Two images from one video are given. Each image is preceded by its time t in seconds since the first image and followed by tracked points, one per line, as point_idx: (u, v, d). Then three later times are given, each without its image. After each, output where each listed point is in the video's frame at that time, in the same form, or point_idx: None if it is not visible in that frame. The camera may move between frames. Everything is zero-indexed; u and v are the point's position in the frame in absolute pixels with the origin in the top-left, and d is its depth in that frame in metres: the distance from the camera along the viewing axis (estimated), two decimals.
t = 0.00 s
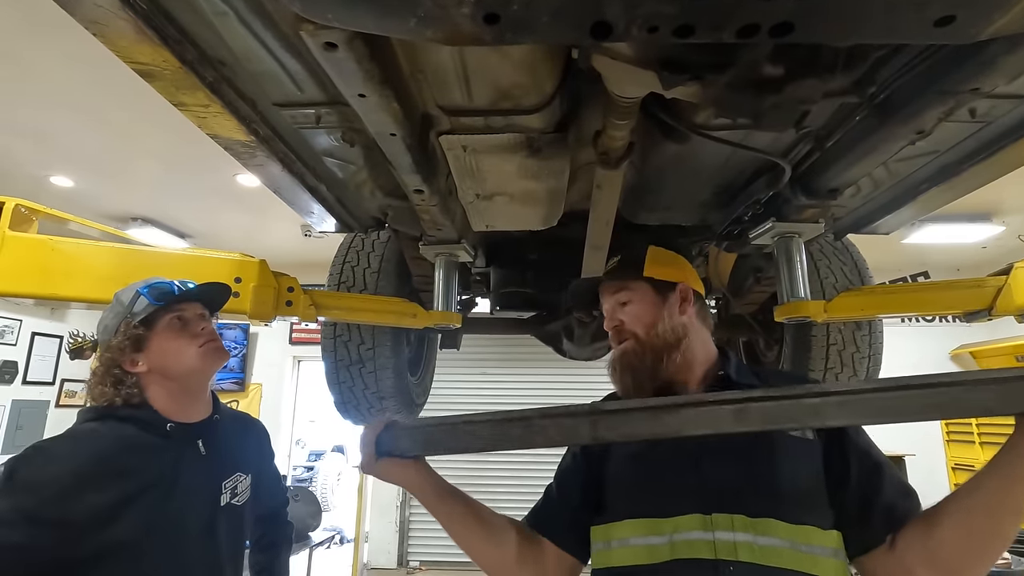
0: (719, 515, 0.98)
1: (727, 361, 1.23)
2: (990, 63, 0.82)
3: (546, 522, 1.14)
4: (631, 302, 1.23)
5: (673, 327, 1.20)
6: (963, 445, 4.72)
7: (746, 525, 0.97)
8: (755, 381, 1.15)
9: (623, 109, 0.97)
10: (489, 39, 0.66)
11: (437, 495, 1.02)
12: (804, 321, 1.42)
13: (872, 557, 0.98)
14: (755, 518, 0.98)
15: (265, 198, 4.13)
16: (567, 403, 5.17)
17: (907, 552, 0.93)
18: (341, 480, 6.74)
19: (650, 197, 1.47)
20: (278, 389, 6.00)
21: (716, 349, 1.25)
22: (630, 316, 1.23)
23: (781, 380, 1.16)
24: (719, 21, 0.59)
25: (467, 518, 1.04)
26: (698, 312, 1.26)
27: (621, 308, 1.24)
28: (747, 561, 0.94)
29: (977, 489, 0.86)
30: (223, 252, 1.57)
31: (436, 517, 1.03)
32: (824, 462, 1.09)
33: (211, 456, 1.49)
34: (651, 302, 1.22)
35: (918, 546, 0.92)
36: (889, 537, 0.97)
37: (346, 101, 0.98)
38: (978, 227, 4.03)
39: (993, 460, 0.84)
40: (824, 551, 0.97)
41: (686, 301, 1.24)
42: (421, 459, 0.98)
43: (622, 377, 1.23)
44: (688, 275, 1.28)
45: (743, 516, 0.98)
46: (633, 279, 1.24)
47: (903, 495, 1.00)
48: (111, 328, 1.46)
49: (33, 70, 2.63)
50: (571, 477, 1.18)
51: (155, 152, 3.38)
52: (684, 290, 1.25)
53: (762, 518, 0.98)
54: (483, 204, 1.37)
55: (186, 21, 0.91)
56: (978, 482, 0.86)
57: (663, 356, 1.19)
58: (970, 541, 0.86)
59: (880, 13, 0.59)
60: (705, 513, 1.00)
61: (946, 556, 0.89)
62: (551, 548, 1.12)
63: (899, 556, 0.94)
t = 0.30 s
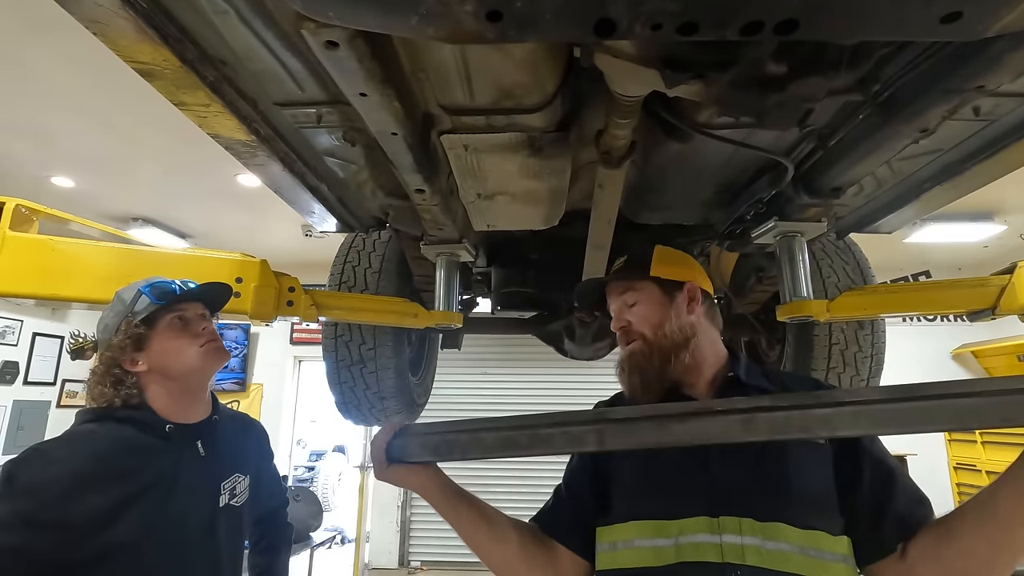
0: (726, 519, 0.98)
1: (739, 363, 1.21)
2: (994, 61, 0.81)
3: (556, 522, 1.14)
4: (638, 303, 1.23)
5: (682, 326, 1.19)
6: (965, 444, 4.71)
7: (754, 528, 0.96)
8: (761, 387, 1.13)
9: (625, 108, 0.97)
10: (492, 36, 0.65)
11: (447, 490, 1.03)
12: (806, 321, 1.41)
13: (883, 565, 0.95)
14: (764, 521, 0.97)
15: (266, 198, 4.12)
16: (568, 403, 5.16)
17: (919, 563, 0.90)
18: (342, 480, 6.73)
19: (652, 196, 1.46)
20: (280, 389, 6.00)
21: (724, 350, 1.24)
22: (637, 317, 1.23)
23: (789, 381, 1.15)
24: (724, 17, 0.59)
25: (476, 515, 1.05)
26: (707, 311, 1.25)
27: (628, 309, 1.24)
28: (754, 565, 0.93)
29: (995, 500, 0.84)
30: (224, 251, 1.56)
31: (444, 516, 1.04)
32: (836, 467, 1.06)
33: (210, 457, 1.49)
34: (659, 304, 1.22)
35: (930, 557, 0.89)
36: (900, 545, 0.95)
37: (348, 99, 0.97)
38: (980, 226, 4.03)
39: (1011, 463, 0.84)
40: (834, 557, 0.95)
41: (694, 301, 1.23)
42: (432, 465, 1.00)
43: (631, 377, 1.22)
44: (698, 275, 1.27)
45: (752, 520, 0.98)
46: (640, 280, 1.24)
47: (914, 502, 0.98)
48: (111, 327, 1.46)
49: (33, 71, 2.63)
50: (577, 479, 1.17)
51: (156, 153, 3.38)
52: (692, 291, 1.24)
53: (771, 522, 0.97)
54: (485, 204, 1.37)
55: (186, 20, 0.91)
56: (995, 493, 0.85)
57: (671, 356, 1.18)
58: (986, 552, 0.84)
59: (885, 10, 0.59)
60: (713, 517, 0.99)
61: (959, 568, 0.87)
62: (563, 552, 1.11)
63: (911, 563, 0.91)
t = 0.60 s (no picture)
0: (730, 520, 0.97)
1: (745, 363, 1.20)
2: (996, 59, 0.81)
3: (560, 522, 1.14)
4: (647, 302, 1.23)
5: (689, 326, 1.19)
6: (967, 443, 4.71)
7: (757, 530, 0.96)
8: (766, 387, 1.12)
9: (625, 108, 0.97)
10: (492, 36, 0.65)
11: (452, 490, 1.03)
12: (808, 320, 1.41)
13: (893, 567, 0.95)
14: (769, 523, 0.97)
15: (266, 199, 4.12)
16: (569, 402, 5.16)
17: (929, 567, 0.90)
18: (342, 480, 6.73)
19: (653, 195, 1.46)
20: (280, 389, 6.00)
21: (733, 352, 1.23)
22: (645, 316, 1.23)
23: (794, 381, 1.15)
24: (724, 16, 0.58)
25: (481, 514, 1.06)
26: (715, 311, 1.25)
27: (637, 307, 1.25)
28: (757, 566, 0.93)
29: (1004, 504, 0.84)
30: (224, 252, 1.56)
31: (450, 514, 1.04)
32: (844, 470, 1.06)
33: (209, 458, 1.49)
34: (667, 303, 1.22)
35: (940, 562, 0.89)
36: (909, 549, 0.94)
37: (347, 99, 0.97)
38: (982, 225, 4.02)
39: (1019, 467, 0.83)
40: (839, 560, 0.94)
41: (703, 301, 1.23)
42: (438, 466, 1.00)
43: (637, 377, 1.22)
44: (708, 273, 1.27)
45: (755, 522, 0.97)
46: (649, 278, 1.24)
47: (928, 507, 0.97)
48: (111, 327, 1.45)
49: (33, 71, 2.63)
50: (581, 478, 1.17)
51: (156, 153, 3.38)
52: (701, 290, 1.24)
53: (776, 523, 0.97)
54: (485, 204, 1.37)
55: (186, 20, 0.90)
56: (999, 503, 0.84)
57: (678, 357, 1.18)
58: (995, 558, 0.84)
59: (886, 8, 0.59)
60: (717, 518, 0.99)
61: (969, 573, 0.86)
62: (567, 550, 1.11)
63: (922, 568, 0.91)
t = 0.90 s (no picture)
0: (731, 518, 0.98)
1: (747, 362, 1.20)
2: (995, 58, 0.81)
3: (562, 518, 1.14)
4: (651, 301, 1.24)
5: (692, 326, 1.19)
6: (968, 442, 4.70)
7: (758, 528, 0.96)
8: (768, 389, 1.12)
9: (625, 108, 0.97)
10: (492, 37, 0.65)
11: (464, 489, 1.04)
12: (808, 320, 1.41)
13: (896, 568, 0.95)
14: (771, 521, 0.97)
15: (267, 199, 4.12)
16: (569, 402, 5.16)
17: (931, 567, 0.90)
18: (343, 480, 6.73)
19: (653, 195, 1.46)
20: (282, 389, 6.00)
21: (736, 350, 1.24)
22: (649, 315, 1.23)
23: (796, 380, 1.15)
24: (724, 16, 0.59)
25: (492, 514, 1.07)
26: (718, 310, 1.25)
27: (640, 307, 1.25)
28: (757, 565, 0.93)
29: (1002, 503, 0.83)
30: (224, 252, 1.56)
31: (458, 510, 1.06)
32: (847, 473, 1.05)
33: (210, 459, 1.49)
34: (671, 303, 1.23)
35: (942, 561, 0.89)
36: (913, 550, 0.94)
37: (348, 100, 0.97)
38: (982, 224, 4.02)
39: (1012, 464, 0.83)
40: (842, 559, 0.94)
41: (706, 300, 1.23)
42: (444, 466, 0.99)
43: (642, 377, 1.21)
44: (710, 273, 1.27)
45: (756, 519, 0.97)
46: (654, 278, 1.24)
47: (933, 505, 0.96)
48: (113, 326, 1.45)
49: (34, 72, 2.63)
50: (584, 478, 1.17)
51: (157, 154, 3.38)
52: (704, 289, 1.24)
53: (778, 522, 0.97)
54: (485, 204, 1.37)
55: (186, 21, 0.91)
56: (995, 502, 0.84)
57: (683, 356, 1.18)
58: (999, 555, 0.84)
59: (885, 9, 0.59)
60: (718, 515, 0.99)
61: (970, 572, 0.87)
62: (569, 549, 1.11)
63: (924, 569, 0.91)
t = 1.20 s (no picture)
0: (731, 515, 0.98)
1: (747, 361, 1.20)
2: (994, 57, 0.81)
3: (562, 518, 1.14)
4: (649, 300, 1.24)
5: (692, 325, 1.19)
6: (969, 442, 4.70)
7: (757, 525, 0.96)
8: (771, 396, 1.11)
9: (624, 107, 0.97)
10: (491, 36, 0.66)
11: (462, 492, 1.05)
12: (809, 318, 1.41)
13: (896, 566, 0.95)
14: (770, 519, 0.97)
15: (268, 199, 4.13)
16: (570, 402, 5.16)
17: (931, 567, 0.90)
18: (343, 480, 6.73)
19: (653, 194, 1.46)
20: (282, 389, 6.01)
21: (735, 349, 1.24)
22: (648, 313, 1.23)
23: (797, 380, 1.15)
24: (723, 15, 0.59)
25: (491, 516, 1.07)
26: (718, 308, 1.25)
27: (639, 305, 1.25)
28: (757, 562, 0.93)
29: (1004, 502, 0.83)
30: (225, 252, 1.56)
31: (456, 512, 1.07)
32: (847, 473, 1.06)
33: (212, 458, 1.49)
34: (670, 301, 1.23)
35: (941, 562, 0.89)
36: (911, 546, 0.94)
37: (347, 99, 0.98)
38: (983, 223, 4.01)
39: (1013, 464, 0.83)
40: (842, 556, 0.95)
41: (705, 298, 1.24)
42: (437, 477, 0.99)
43: (641, 376, 1.21)
44: (710, 272, 1.27)
45: (755, 517, 0.97)
46: (653, 277, 1.24)
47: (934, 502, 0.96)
48: (115, 326, 1.45)
49: (35, 72, 2.63)
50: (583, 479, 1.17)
51: (157, 154, 3.38)
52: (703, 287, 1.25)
53: (777, 519, 0.97)
54: (485, 203, 1.37)
55: (186, 22, 0.91)
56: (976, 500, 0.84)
57: (682, 355, 1.18)
58: (1000, 554, 0.84)
59: (883, 8, 0.59)
60: (717, 513, 0.99)
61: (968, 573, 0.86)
62: (569, 549, 1.11)
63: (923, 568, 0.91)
